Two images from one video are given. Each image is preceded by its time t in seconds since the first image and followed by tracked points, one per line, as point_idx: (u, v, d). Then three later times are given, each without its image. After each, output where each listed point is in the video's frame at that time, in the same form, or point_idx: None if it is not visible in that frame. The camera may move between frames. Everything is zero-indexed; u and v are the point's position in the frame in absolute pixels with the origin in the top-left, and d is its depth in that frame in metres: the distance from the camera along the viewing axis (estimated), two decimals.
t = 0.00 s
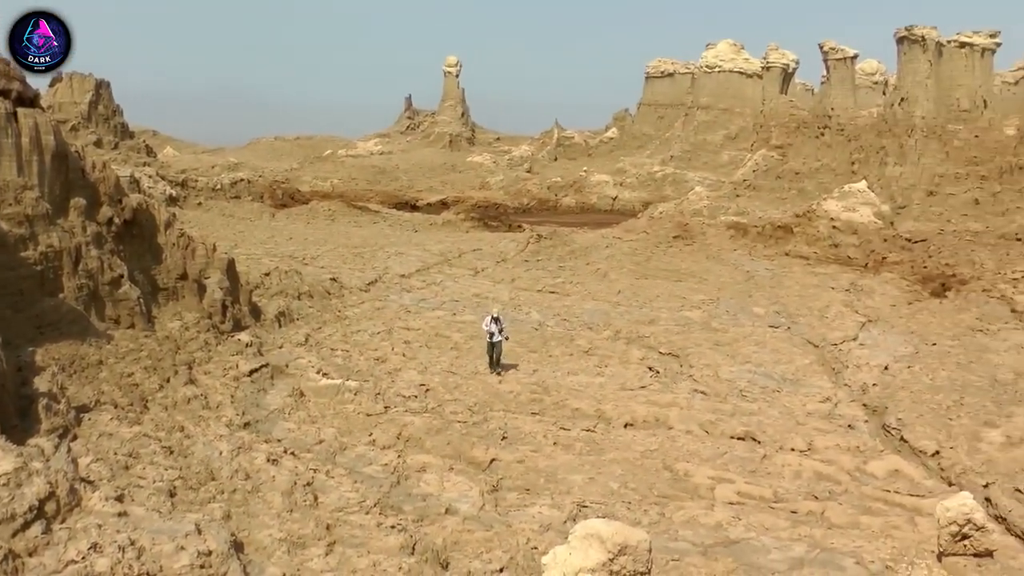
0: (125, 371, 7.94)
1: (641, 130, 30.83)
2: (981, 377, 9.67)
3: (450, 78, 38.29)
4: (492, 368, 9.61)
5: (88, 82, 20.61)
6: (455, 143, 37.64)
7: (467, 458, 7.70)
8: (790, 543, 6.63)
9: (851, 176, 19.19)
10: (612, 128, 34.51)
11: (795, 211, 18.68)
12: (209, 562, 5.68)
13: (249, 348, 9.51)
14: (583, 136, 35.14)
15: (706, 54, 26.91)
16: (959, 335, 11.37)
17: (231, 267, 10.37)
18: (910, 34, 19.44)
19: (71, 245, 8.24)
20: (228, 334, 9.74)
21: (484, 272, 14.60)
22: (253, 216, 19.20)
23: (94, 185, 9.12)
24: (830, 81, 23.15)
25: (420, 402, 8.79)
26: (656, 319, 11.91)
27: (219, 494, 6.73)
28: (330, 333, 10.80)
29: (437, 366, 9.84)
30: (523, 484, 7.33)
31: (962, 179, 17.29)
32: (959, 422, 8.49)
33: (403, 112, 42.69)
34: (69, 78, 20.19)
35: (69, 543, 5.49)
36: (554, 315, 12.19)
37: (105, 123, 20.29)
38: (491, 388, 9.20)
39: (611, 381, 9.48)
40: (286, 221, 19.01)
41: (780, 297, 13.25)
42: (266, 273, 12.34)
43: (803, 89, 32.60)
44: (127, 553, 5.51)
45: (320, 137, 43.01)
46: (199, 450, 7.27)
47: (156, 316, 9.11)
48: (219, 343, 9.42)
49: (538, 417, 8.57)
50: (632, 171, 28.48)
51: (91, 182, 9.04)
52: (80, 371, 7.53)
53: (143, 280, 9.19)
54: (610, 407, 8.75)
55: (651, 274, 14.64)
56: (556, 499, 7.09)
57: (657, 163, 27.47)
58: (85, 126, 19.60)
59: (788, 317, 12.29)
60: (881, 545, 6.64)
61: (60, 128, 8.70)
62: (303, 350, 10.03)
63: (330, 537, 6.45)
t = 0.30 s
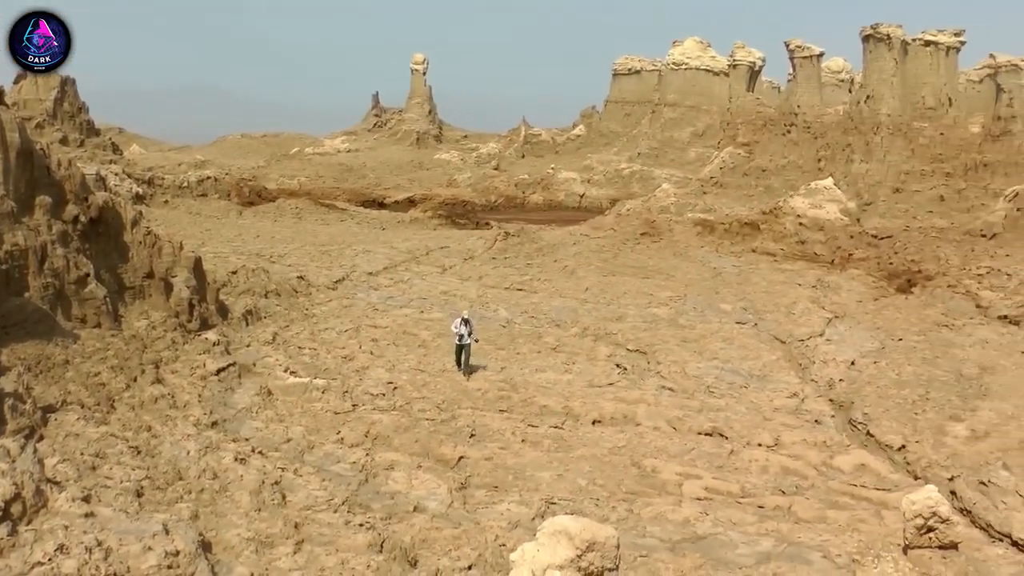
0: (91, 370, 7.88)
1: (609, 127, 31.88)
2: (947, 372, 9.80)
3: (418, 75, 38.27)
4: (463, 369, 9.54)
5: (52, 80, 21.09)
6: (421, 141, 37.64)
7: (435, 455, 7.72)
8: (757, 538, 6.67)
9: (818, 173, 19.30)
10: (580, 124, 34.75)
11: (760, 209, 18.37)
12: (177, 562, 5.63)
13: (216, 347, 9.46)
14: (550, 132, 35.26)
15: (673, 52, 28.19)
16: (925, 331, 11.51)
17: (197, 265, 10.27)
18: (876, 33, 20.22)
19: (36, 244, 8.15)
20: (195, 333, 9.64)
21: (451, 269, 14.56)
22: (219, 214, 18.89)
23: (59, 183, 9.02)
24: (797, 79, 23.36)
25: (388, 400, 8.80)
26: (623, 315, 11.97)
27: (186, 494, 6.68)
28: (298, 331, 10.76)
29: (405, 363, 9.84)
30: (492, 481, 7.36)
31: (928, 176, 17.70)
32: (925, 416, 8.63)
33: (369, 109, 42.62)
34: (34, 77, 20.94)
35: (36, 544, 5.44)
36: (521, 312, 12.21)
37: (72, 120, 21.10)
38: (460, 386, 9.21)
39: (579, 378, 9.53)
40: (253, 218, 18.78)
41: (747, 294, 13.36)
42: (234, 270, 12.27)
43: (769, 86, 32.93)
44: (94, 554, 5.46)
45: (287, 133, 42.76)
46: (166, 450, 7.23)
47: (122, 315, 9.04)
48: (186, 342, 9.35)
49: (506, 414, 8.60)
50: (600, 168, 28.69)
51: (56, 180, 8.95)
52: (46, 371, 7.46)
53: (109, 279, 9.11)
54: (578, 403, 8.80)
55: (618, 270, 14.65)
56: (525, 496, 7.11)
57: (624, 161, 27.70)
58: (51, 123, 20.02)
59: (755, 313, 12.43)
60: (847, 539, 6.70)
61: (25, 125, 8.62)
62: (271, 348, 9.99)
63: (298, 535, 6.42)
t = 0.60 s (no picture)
0: (60, 371, 7.81)
1: (579, 125, 32.09)
2: (916, 369, 9.94)
3: (388, 74, 38.25)
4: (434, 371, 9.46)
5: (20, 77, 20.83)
6: (392, 139, 37.63)
7: (405, 454, 7.74)
8: (727, 534, 6.70)
9: (787, 171, 20.27)
10: (549, 123, 34.86)
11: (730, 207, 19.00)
12: (147, 564, 5.55)
13: (186, 346, 9.42)
14: (520, 131, 35.34)
15: (642, 50, 28.02)
16: (893, 328, 11.62)
17: (166, 265, 10.22)
18: (845, 34, 19.94)
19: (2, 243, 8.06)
20: (165, 333, 9.61)
21: (421, 268, 14.56)
22: (188, 212, 18.83)
23: (26, 181, 8.92)
24: (766, 79, 23.43)
25: (359, 399, 8.81)
26: (593, 314, 12.01)
27: (156, 494, 6.62)
28: (268, 330, 10.73)
29: (375, 362, 9.85)
30: (462, 479, 7.38)
31: (896, 175, 18.26)
32: (893, 412, 8.78)
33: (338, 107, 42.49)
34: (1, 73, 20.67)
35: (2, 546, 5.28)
36: (492, 310, 12.23)
37: (39, 117, 20.70)
38: (430, 385, 9.23)
39: (548, 376, 9.57)
40: (223, 217, 18.66)
41: (717, 292, 13.43)
42: (203, 269, 12.18)
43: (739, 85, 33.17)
44: (63, 556, 5.36)
45: (257, 132, 42.45)
46: (136, 450, 7.18)
47: (91, 315, 8.97)
48: (155, 341, 9.30)
49: (476, 412, 8.63)
50: (570, 167, 28.85)
51: (23, 178, 8.85)
52: (12, 371, 7.37)
53: (78, 279, 9.03)
54: (549, 402, 8.85)
55: (588, 269, 14.67)
56: (495, 494, 7.13)
57: (594, 160, 28.08)
58: (15, 122, 19.86)
59: (725, 311, 12.51)
60: (817, 535, 6.74)
61: None
62: (241, 347, 9.96)
63: (268, 535, 6.38)
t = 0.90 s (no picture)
0: (31, 372, 7.74)
1: (553, 125, 32.18)
2: (889, 368, 10.05)
3: (362, 73, 38.23)
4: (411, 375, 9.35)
5: None
6: (366, 139, 37.58)
7: (380, 454, 7.75)
8: (701, 532, 6.72)
9: (761, 171, 20.36)
10: (523, 122, 34.90)
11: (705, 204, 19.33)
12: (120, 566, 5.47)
13: (159, 347, 9.37)
14: (494, 130, 35.38)
15: (616, 49, 28.16)
16: (867, 327, 11.70)
17: (139, 265, 10.16)
18: (818, 34, 20.05)
19: None
20: (138, 333, 9.56)
21: (395, 268, 14.55)
22: (162, 212, 18.75)
23: None
24: (740, 78, 23.27)
25: (333, 398, 8.80)
26: (568, 313, 12.03)
27: (129, 496, 6.56)
28: (242, 330, 10.70)
29: (349, 362, 9.85)
30: (436, 479, 7.39)
31: (869, 175, 18.40)
32: (867, 411, 8.90)
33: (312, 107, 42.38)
34: None
35: None
36: (466, 310, 12.24)
37: (10, 115, 20.30)
38: (404, 384, 9.25)
39: (523, 376, 9.60)
40: (196, 217, 18.56)
41: (691, 291, 13.48)
42: (176, 269, 12.10)
43: (713, 86, 33.35)
44: (35, 559, 5.30)
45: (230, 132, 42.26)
46: (108, 452, 7.12)
47: (63, 315, 8.89)
48: (128, 342, 9.25)
49: (450, 412, 8.64)
50: (544, 166, 28.95)
51: None
52: None
53: (50, 279, 8.95)
54: (523, 401, 8.87)
55: (562, 268, 14.68)
56: (469, 494, 7.14)
57: (568, 159, 28.27)
58: None
59: (699, 310, 12.56)
60: (790, 532, 6.77)
61: None
62: (214, 348, 9.92)
63: (243, 537, 6.30)
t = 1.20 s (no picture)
0: (5, 375, 7.68)
1: (531, 126, 31.82)
2: (865, 367, 10.17)
3: (340, 74, 38.18)
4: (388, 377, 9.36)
5: None
6: (344, 139, 37.54)
7: (357, 455, 7.74)
8: (678, 532, 6.75)
9: (737, 172, 20.84)
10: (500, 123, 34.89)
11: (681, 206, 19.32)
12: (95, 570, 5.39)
13: (135, 348, 9.32)
14: (471, 131, 35.40)
15: (593, 50, 28.05)
16: (842, 327, 11.79)
17: (115, 266, 10.08)
18: (794, 35, 19.97)
19: None
20: (114, 334, 9.51)
21: (373, 268, 14.53)
22: (139, 212, 18.70)
23: None
24: (717, 80, 22.62)
25: (310, 400, 8.79)
26: (545, 314, 12.06)
27: (105, 499, 6.49)
28: (219, 331, 10.67)
29: (326, 363, 9.84)
30: (414, 480, 7.39)
31: (846, 176, 19.09)
32: (843, 410, 9.00)
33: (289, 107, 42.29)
34: None
35: None
36: (443, 310, 12.25)
37: None
38: (382, 385, 9.25)
39: (500, 377, 9.62)
40: (172, 218, 18.51)
41: (668, 291, 13.55)
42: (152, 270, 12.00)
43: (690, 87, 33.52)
44: (9, 564, 5.24)
45: (207, 132, 42.10)
46: (84, 455, 7.07)
47: (38, 316, 8.81)
48: (104, 344, 9.19)
49: (428, 413, 8.65)
50: (522, 167, 29.05)
51: None
52: None
53: (25, 280, 8.84)
54: (500, 402, 8.90)
55: (539, 269, 14.70)
56: (447, 495, 7.15)
57: (545, 159, 28.57)
58: None
59: (676, 311, 12.61)
60: (768, 531, 6.80)
61: None
62: (191, 349, 9.87)
63: (219, 539, 6.22)
